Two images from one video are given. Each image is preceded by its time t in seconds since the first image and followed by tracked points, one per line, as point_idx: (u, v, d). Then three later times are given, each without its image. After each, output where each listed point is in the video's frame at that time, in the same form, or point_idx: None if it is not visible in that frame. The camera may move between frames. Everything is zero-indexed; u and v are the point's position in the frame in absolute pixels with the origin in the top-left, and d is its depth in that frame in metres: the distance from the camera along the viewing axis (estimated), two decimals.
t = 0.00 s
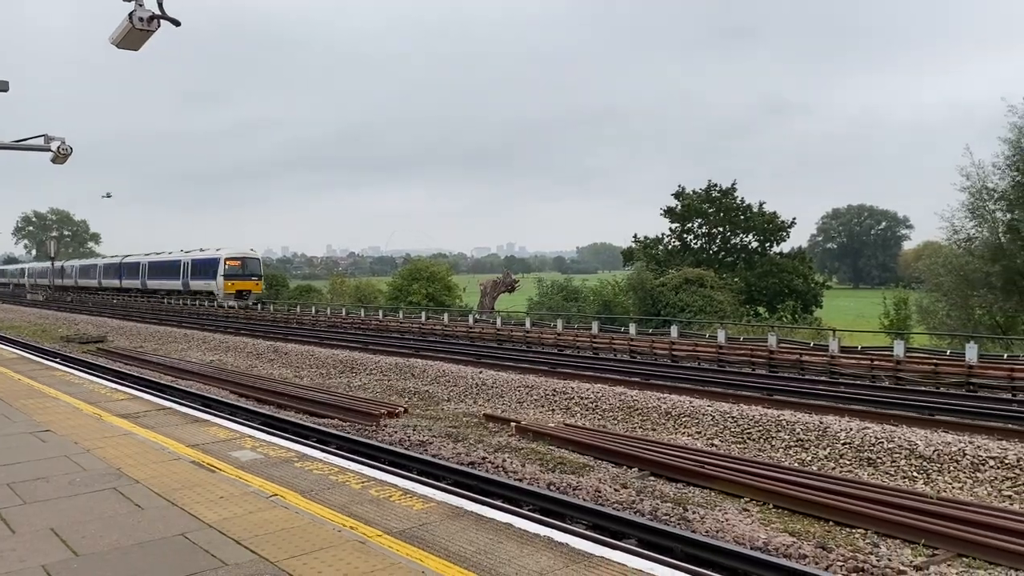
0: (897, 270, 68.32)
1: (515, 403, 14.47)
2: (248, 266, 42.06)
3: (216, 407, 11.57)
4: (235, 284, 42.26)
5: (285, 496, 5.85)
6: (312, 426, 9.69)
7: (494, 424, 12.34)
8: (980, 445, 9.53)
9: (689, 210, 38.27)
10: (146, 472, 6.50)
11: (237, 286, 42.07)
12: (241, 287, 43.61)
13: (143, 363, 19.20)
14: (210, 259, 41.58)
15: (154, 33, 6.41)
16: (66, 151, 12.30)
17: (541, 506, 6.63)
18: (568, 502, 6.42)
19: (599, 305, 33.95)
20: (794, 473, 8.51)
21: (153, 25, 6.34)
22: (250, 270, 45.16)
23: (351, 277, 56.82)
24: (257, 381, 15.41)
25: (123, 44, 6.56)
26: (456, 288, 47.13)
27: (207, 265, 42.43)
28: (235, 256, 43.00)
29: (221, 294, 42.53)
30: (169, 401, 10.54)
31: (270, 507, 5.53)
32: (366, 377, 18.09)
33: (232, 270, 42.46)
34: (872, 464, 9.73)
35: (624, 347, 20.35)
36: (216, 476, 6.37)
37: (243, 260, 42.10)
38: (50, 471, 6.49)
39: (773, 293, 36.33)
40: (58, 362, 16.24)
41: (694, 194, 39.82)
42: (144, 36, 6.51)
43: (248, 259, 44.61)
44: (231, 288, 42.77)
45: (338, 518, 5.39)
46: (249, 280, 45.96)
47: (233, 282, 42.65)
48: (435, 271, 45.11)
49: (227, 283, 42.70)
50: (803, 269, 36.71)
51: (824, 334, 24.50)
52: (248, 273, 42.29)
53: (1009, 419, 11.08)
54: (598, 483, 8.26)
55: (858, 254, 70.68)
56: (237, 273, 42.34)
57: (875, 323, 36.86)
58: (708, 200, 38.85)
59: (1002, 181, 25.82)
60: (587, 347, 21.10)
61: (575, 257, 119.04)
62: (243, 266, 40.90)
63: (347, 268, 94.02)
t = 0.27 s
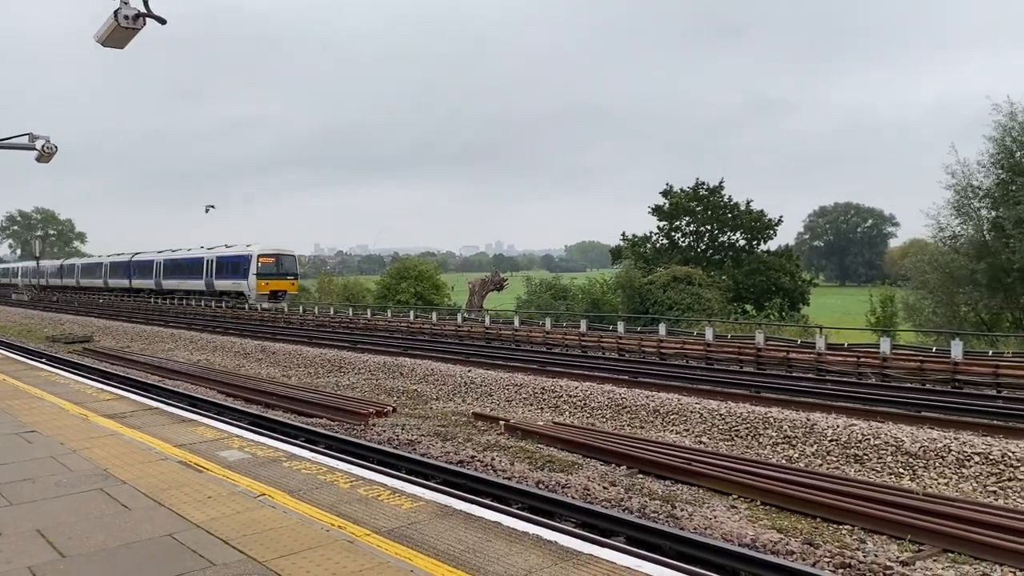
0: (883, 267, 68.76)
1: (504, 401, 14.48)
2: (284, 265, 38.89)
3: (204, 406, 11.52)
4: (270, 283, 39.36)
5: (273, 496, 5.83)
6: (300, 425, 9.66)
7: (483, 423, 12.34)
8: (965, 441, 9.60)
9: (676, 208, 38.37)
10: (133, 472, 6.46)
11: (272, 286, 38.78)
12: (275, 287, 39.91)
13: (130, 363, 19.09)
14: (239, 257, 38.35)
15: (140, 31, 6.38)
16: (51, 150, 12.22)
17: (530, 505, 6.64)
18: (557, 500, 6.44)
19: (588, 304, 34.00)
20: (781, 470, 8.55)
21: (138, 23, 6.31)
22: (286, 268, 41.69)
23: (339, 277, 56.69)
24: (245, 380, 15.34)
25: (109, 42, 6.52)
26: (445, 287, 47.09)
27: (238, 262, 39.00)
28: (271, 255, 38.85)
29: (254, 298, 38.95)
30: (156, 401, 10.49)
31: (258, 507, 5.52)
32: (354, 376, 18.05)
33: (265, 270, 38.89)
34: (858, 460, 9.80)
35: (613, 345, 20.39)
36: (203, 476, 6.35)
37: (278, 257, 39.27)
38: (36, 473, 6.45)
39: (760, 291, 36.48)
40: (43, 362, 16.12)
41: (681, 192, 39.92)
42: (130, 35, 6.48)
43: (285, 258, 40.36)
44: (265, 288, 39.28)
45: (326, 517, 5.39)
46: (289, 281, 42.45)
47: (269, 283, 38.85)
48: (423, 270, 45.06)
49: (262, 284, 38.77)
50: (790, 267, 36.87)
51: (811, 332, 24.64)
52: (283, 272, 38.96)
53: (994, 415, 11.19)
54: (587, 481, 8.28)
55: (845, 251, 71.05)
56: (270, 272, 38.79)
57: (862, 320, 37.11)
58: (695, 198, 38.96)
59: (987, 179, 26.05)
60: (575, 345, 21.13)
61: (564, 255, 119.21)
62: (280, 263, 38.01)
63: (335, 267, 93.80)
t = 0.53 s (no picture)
0: (873, 266, 69.01)
1: (495, 400, 14.49)
2: (333, 263, 36.16)
3: (194, 406, 11.48)
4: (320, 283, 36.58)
5: (264, 495, 5.83)
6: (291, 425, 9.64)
7: (474, 422, 12.34)
8: (954, 438, 9.66)
9: (667, 207, 38.43)
10: (123, 473, 6.44)
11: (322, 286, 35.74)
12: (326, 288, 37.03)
13: (119, 363, 19.01)
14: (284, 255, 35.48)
15: (130, 30, 6.36)
16: (40, 149, 12.16)
17: (522, 503, 6.66)
18: (549, 499, 6.45)
19: (579, 302, 34.02)
20: (771, 468, 8.59)
21: (128, 22, 6.29)
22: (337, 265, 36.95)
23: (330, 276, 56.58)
24: (236, 380, 15.30)
25: (98, 41, 6.49)
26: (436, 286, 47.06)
27: (284, 260, 36.20)
28: (317, 253, 35.84)
29: (303, 298, 36.17)
30: (147, 402, 10.44)
31: (249, 507, 5.50)
32: (345, 376, 18.03)
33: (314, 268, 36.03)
34: (848, 458, 9.85)
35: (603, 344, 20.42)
36: (194, 476, 6.33)
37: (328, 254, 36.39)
38: (26, 474, 6.41)
39: (751, 289, 36.57)
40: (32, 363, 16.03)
41: (672, 191, 39.98)
42: (119, 33, 6.46)
43: (335, 255, 37.49)
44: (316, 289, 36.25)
45: (317, 516, 5.39)
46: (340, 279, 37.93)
47: (318, 281, 35.90)
48: (414, 269, 45.01)
49: (312, 282, 35.86)
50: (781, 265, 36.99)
51: (800, 330, 24.74)
52: (334, 270, 36.19)
53: (983, 412, 11.26)
54: (579, 480, 8.29)
55: (835, 250, 71.29)
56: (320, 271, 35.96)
57: (851, 318, 37.27)
58: (686, 197, 39.03)
59: (976, 178, 26.19)
60: (566, 343, 21.15)
61: (555, 254, 119.26)
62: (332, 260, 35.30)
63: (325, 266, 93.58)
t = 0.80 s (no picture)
0: (866, 264, 69.20)
1: (489, 400, 14.50)
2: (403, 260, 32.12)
3: (188, 407, 11.47)
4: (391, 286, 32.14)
5: (259, 496, 5.83)
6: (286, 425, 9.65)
7: (468, 422, 12.34)
8: (946, 436, 9.71)
9: (660, 207, 38.50)
10: (117, 474, 6.43)
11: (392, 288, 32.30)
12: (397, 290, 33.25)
13: (112, 364, 18.96)
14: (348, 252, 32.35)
15: (122, 31, 6.35)
16: (32, 150, 12.13)
17: (516, 502, 6.67)
18: (544, 498, 6.47)
19: (573, 302, 34.06)
20: (764, 466, 8.62)
21: (120, 23, 6.28)
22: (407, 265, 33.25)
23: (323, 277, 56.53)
24: (229, 381, 15.27)
25: (90, 42, 6.48)
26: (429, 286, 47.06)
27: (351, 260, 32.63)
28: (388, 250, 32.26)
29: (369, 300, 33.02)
30: (140, 402, 10.42)
31: (243, 507, 5.51)
32: (339, 376, 18.01)
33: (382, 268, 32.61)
34: (841, 456, 9.89)
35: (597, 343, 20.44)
36: (189, 477, 6.33)
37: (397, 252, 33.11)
38: (19, 475, 6.40)
39: (744, 288, 36.64)
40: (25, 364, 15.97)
41: (665, 190, 40.05)
42: (111, 34, 6.45)
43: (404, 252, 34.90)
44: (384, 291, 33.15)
45: (312, 517, 5.39)
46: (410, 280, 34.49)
47: (387, 281, 32.00)
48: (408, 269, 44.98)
49: (380, 283, 32.14)
50: (773, 264, 37.09)
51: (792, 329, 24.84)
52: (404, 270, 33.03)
53: (974, 411, 11.31)
54: (573, 479, 8.31)
55: (827, 249, 71.50)
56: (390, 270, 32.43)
57: (844, 317, 37.39)
58: (679, 197, 39.11)
59: (967, 177, 26.31)
60: (560, 343, 21.17)
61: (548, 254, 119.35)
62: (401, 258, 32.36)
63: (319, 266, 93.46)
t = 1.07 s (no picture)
0: (860, 264, 69.24)
1: (484, 400, 14.50)
2: (496, 258, 28.08)
3: (182, 407, 11.45)
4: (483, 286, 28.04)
5: (253, 496, 5.83)
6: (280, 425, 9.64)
7: (463, 421, 12.35)
8: (939, 434, 9.74)
9: (654, 206, 38.55)
10: (112, 475, 6.42)
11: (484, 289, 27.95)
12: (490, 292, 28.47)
13: (105, 364, 18.91)
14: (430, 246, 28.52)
15: (116, 31, 6.35)
16: (25, 151, 12.10)
17: (511, 502, 6.68)
18: (539, 497, 6.48)
19: (567, 301, 34.10)
20: (759, 465, 8.65)
21: (114, 23, 6.28)
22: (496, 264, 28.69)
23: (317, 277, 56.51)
24: (223, 381, 15.26)
25: (84, 42, 6.48)
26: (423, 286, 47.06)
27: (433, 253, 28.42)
28: (480, 246, 28.07)
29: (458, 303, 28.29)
30: (134, 403, 10.40)
31: (238, 508, 5.51)
32: (333, 376, 18.00)
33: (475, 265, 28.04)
34: (834, 454, 9.92)
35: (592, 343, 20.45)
36: (184, 477, 6.33)
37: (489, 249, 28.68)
38: (13, 476, 6.38)
39: (738, 288, 36.68)
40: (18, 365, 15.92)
41: (659, 190, 40.10)
42: (105, 34, 6.44)
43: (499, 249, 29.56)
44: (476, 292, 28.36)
45: (306, 517, 5.40)
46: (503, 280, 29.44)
47: (478, 281, 27.64)
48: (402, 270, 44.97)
49: (471, 284, 27.70)
50: (767, 263, 37.15)
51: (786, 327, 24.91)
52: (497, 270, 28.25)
53: (967, 409, 11.36)
54: (567, 478, 8.32)
55: (822, 248, 71.62)
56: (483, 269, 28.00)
57: (837, 316, 37.48)
58: (673, 196, 39.15)
59: (960, 177, 26.39)
60: (555, 343, 21.18)
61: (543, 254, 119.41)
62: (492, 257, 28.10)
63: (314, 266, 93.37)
